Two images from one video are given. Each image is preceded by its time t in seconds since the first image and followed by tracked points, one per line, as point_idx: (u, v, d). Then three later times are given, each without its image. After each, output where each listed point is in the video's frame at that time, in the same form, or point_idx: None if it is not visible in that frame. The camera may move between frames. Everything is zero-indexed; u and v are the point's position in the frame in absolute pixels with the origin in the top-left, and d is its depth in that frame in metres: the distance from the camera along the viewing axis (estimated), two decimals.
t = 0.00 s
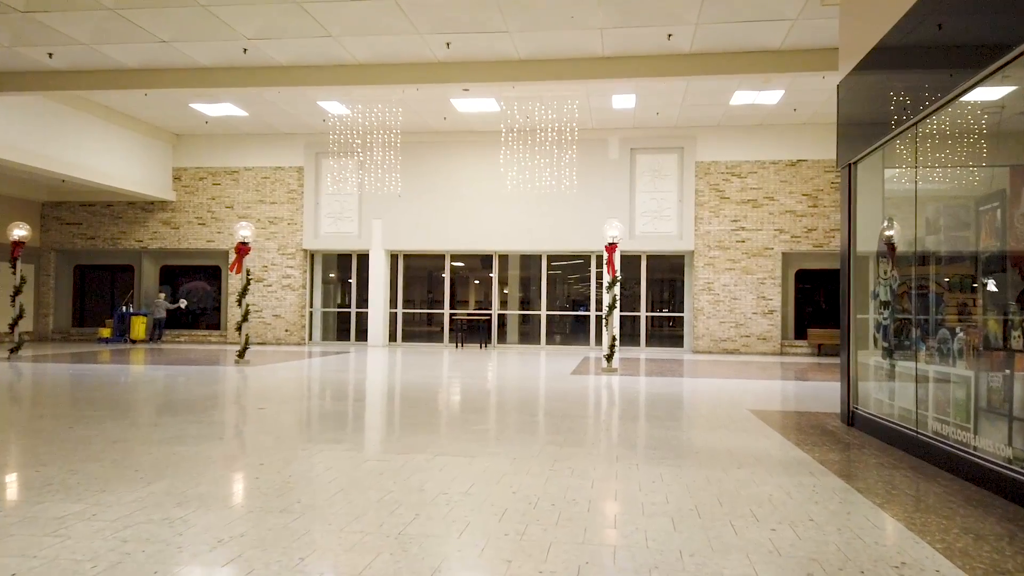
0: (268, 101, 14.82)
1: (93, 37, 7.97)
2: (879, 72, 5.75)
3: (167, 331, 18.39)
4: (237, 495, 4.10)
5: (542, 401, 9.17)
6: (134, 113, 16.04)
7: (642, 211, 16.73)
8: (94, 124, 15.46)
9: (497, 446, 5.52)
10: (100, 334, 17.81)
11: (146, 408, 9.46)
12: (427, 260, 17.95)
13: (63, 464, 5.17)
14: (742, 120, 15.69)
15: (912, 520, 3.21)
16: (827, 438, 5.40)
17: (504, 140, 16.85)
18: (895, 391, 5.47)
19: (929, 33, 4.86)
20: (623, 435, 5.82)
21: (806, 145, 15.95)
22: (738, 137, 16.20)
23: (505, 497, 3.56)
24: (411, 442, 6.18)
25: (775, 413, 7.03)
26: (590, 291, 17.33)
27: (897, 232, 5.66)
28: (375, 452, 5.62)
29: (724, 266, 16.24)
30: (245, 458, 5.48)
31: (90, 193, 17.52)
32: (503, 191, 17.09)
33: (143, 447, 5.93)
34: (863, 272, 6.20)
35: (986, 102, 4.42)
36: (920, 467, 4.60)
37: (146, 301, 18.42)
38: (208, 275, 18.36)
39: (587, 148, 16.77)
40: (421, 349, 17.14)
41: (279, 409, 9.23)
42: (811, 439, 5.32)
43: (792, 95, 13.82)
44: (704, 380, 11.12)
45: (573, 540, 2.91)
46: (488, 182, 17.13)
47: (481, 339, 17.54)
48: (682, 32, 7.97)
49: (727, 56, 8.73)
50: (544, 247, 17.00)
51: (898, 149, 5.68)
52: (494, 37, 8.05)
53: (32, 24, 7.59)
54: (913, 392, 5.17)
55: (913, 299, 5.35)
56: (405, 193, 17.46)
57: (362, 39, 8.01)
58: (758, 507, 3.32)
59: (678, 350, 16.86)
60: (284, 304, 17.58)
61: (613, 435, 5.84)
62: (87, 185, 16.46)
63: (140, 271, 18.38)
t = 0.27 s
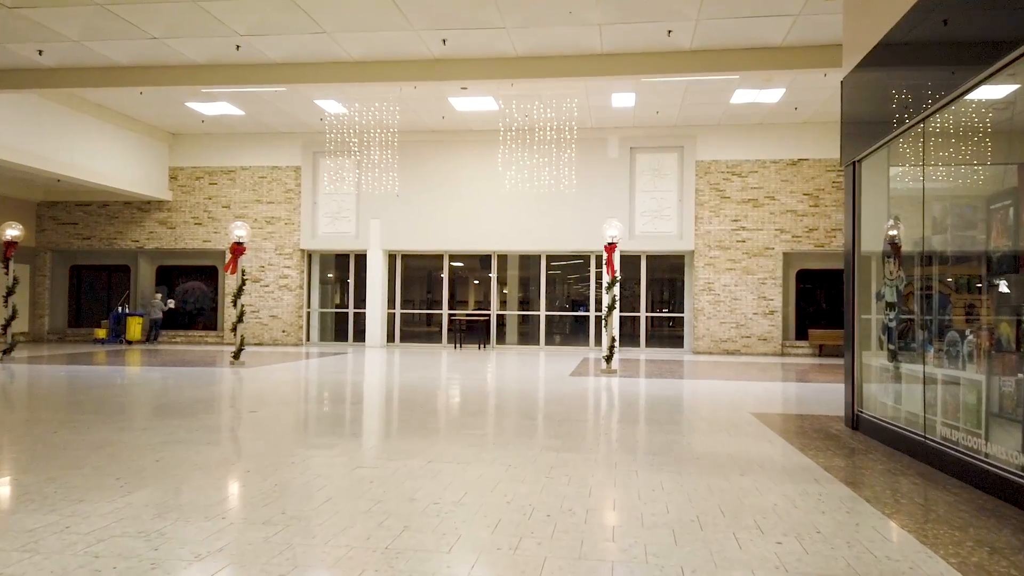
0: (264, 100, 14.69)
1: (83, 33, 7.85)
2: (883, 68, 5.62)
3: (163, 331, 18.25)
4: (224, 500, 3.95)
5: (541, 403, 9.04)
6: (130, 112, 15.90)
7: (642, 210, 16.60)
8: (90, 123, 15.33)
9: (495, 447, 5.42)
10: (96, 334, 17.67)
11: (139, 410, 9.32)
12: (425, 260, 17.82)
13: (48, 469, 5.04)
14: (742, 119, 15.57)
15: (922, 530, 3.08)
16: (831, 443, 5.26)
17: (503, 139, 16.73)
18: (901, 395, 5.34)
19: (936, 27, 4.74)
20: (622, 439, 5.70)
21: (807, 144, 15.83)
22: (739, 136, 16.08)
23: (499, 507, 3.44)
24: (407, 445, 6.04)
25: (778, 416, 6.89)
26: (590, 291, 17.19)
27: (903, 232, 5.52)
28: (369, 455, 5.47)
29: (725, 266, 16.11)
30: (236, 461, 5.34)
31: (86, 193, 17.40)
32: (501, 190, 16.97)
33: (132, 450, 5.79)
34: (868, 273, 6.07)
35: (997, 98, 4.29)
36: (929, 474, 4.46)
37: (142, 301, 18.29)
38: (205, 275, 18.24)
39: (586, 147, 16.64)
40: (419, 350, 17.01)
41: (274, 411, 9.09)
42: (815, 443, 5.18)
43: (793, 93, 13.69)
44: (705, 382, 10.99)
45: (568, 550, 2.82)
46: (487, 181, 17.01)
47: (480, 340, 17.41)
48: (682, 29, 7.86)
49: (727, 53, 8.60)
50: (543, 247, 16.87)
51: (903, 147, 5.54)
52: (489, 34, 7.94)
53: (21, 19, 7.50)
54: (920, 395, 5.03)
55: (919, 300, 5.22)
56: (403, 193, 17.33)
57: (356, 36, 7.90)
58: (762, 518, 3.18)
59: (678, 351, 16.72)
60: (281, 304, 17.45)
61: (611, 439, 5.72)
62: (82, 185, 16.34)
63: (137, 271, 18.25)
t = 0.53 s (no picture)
0: (261, 97, 14.56)
1: (75, 26, 7.72)
2: (890, 60, 5.49)
3: (160, 331, 18.10)
4: (212, 500, 3.81)
5: (541, 403, 8.90)
6: (126, 110, 15.76)
7: (642, 209, 16.47)
8: (85, 121, 15.20)
9: (493, 448, 5.29)
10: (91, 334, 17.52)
11: (132, 410, 9.19)
12: (423, 259, 17.67)
13: (34, 471, 4.91)
14: (744, 117, 15.44)
15: (937, 537, 2.95)
16: (838, 444, 5.12)
17: (502, 137, 16.59)
18: (909, 395, 5.21)
19: (946, 16, 4.61)
20: (623, 439, 5.57)
21: (809, 142, 15.70)
22: (740, 134, 15.94)
23: (495, 512, 3.30)
24: (404, 443, 5.91)
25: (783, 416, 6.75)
26: (590, 290, 17.04)
27: (911, 227, 5.37)
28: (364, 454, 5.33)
29: (726, 264, 15.98)
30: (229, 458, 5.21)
31: (81, 191, 17.27)
32: (501, 189, 16.84)
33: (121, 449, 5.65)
34: (875, 270, 5.92)
35: (1010, 89, 4.16)
36: (941, 477, 4.32)
37: (139, 301, 18.15)
38: (202, 274, 18.10)
39: (586, 145, 16.51)
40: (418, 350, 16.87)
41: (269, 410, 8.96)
42: (823, 445, 5.04)
43: (795, 89, 13.55)
44: (707, 382, 10.84)
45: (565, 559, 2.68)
46: (486, 179, 16.88)
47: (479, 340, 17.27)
48: (683, 22, 7.74)
49: (729, 47, 8.47)
50: (543, 246, 16.74)
51: (912, 141, 5.40)
52: (487, 27, 7.83)
53: (11, 12, 7.40)
54: (930, 396, 4.89)
55: (927, 297, 5.08)
56: (402, 191, 17.19)
57: (351, 29, 7.78)
58: (771, 525, 3.04)
59: (679, 351, 16.58)
60: (278, 303, 17.31)
61: (612, 439, 5.59)
62: (78, 183, 16.21)
63: (133, 270, 18.11)
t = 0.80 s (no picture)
0: (257, 95, 14.39)
1: (65, 20, 7.60)
2: (899, 55, 5.34)
3: (156, 331, 17.94)
4: (196, 510, 3.65)
5: (541, 405, 8.74)
6: (121, 108, 15.61)
7: (643, 208, 16.31)
8: (80, 119, 15.04)
9: (491, 453, 5.13)
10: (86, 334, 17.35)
11: (123, 412, 9.02)
12: (422, 259, 17.50)
13: (16, 477, 4.75)
14: (746, 115, 15.28)
15: (958, 553, 2.79)
16: (847, 451, 4.96)
17: (501, 135, 16.43)
18: (921, 400, 5.05)
19: (958, 9, 4.46)
20: (624, 444, 5.42)
21: (811, 141, 15.55)
22: (742, 133, 15.79)
23: (491, 527, 3.14)
24: (399, 447, 5.75)
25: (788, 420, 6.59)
26: (590, 291, 16.87)
27: (922, 227, 5.21)
28: (357, 459, 5.16)
29: (727, 265, 15.82)
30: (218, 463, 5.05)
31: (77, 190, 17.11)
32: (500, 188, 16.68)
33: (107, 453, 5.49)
34: (885, 270, 5.76)
35: None
36: (956, 486, 4.15)
37: (135, 301, 17.98)
38: (198, 274, 17.94)
39: (586, 143, 16.36)
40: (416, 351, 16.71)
41: (264, 412, 8.79)
42: (831, 451, 4.87)
43: (797, 88, 13.39)
44: (708, 384, 10.68)
45: None
46: (485, 178, 16.72)
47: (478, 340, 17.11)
48: (686, 17, 7.61)
49: (732, 42, 8.33)
50: (543, 246, 16.58)
51: (924, 136, 5.23)
52: (485, 22, 7.71)
53: None
54: (943, 402, 4.72)
55: (938, 299, 4.92)
56: (400, 191, 17.03)
57: (346, 24, 7.66)
58: (782, 541, 2.88)
59: (680, 352, 16.41)
60: (275, 304, 17.15)
61: (612, 444, 5.43)
62: (73, 182, 16.05)
63: (129, 270, 17.95)
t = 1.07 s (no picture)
0: (255, 93, 14.25)
1: (57, 14, 7.53)
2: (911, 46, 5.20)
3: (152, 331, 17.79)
4: (181, 516, 3.51)
5: (540, 405, 8.61)
6: (117, 106, 15.48)
7: (643, 207, 16.18)
8: (75, 117, 14.90)
9: (488, 456, 4.99)
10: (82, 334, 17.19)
11: (116, 412, 8.89)
12: (420, 258, 17.37)
13: None
14: (747, 113, 15.15)
15: (977, 564, 2.65)
16: (854, 453, 4.83)
17: (500, 133, 16.29)
18: (931, 401, 4.90)
19: None
20: (624, 445, 5.30)
21: (813, 139, 15.42)
22: (743, 131, 15.66)
23: (484, 536, 3.00)
24: (395, 448, 5.61)
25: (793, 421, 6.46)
26: (590, 291, 16.74)
27: (931, 223, 5.07)
28: (351, 461, 5.03)
29: (728, 264, 15.69)
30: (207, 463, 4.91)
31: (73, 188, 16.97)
32: (499, 187, 16.55)
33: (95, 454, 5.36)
34: (893, 268, 5.62)
35: None
36: (968, 491, 4.01)
37: (131, 300, 17.84)
38: (195, 273, 17.81)
39: (586, 141, 16.23)
40: (415, 351, 16.57)
41: (258, 412, 8.66)
42: (838, 453, 4.74)
43: (799, 85, 13.25)
44: (709, 384, 10.55)
45: None
46: (484, 177, 16.59)
47: (477, 340, 16.98)
48: (688, 10, 7.53)
49: (734, 36, 8.26)
50: (543, 245, 16.44)
51: (934, 130, 5.09)
52: (483, 15, 7.63)
53: None
54: (954, 404, 4.59)
55: (947, 298, 4.77)
56: (398, 189, 16.90)
57: (341, 16, 7.58)
58: (790, 550, 2.75)
59: (680, 352, 16.28)
60: (273, 303, 17.01)
61: (612, 445, 5.31)
62: (69, 181, 15.91)
63: (125, 269, 17.81)
